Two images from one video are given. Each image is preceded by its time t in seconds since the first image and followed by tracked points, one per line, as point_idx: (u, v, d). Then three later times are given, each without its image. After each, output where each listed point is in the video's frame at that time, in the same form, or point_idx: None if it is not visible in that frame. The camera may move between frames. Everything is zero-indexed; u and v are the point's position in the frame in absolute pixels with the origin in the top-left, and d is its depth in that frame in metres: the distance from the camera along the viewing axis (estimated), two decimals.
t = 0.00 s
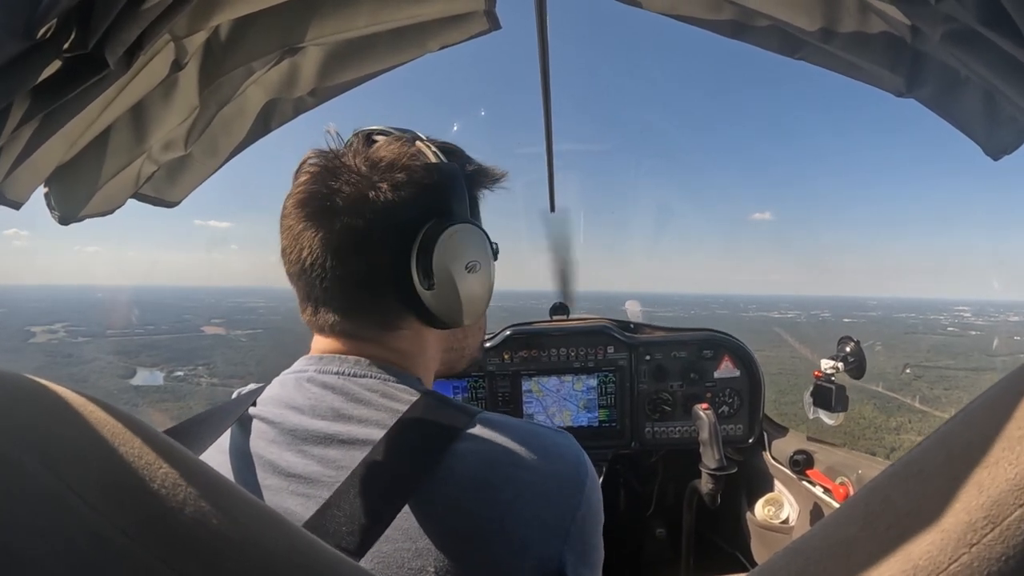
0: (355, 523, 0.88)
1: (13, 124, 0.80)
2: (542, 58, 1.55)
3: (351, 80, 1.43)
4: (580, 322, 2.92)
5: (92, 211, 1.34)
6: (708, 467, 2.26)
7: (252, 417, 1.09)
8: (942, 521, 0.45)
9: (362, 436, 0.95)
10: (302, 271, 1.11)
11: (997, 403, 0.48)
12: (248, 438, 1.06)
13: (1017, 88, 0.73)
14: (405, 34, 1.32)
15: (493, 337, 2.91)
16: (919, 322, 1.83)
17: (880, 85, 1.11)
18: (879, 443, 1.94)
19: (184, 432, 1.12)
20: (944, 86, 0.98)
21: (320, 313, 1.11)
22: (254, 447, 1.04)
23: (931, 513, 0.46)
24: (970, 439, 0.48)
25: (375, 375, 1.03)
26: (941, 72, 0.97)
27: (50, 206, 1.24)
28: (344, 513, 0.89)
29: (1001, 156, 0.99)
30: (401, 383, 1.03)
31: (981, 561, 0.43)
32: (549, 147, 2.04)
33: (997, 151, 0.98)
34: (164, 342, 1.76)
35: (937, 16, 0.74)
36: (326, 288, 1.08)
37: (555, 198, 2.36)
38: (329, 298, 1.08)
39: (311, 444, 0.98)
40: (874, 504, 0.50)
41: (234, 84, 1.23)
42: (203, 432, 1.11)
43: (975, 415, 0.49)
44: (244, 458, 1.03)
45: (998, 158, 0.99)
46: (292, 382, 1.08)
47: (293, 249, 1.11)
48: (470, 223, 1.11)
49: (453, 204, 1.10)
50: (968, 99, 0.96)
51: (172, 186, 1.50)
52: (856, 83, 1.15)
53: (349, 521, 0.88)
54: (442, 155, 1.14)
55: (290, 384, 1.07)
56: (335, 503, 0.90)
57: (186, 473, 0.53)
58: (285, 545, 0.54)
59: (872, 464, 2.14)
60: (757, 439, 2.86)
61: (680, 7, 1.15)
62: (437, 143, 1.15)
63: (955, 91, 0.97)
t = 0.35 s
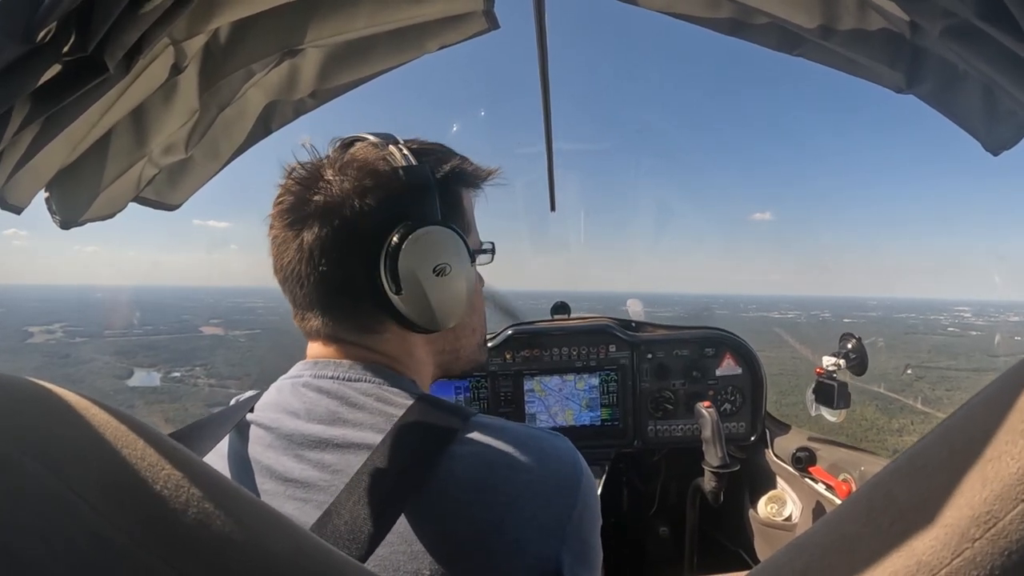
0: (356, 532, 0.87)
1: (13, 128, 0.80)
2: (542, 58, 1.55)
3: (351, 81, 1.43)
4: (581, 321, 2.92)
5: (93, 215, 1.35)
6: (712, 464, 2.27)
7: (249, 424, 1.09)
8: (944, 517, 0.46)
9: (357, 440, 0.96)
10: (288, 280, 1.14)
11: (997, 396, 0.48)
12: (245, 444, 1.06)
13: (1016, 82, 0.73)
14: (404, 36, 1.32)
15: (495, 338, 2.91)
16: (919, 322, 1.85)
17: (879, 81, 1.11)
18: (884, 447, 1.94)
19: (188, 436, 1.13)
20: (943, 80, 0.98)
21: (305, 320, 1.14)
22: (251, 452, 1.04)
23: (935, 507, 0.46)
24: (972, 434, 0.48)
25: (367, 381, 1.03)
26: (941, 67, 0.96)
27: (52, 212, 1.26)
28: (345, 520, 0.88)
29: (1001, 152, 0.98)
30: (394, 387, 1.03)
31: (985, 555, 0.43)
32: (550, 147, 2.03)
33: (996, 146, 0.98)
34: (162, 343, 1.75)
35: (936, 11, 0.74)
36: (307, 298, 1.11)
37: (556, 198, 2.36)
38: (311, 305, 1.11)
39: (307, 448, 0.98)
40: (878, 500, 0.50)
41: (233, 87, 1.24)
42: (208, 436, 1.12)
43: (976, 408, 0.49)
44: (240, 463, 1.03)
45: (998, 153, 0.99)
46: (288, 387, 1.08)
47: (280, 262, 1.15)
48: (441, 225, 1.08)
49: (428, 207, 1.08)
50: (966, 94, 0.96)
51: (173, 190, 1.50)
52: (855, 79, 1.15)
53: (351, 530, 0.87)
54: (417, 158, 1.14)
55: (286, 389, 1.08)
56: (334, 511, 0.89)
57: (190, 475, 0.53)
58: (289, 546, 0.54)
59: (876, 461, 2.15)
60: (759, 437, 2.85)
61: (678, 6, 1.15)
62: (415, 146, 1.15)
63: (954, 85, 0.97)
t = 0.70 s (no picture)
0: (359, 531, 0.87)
1: (13, 130, 0.80)
2: (543, 60, 1.55)
3: (351, 82, 1.43)
4: (582, 322, 2.92)
5: (94, 215, 1.35)
6: (712, 466, 2.27)
7: (258, 423, 1.09)
8: (945, 519, 0.46)
9: (369, 441, 0.95)
10: (302, 275, 1.13)
11: (997, 397, 0.48)
12: (254, 444, 1.06)
13: (1016, 83, 0.73)
14: (405, 37, 1.32)
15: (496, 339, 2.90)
16: (918, 322, 1.87)
17: (879, 82, 1.11)
18: (884, 448, 1.91)
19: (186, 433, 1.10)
20: (943, 81, 0.98)
21: (319, 317, 1.13)
22: (260, 453, 1.03)
23: (936, 510, 0.46)
24: (972, 436, 0.48)
25: (380, 381, 1.03)
26: (941, 68, 0.96)
27: (53, 213, 1.26)
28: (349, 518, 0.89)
29: (1002, 153, 0.98)
30: (408, 388, 1.03)
31: (986, 558, 0.44)
32: (550, 148, 2.03)
33: (997, 147, 0.99)
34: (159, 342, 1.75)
35: (936, 11, 0.74)
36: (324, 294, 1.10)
37: (558, 199, 2.36)
38: (326, 302, 1.10)
39: (317, 449, 0.97)
40: (879, 502, 0.50)
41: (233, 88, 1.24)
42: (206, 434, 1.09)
43: (977, 411, 0.49)
44: (251, 467, 1.02)
45: (999, 154, 0.99)
46: (298, 388, 1.08)
47: (294, 256, 1.14)
48: (462, 225, 1.10)
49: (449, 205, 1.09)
50: (966, 94, 0.95)
51: (174, 191, 1.50)
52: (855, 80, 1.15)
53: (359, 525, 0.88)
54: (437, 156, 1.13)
55: (296, 389, 1.08)
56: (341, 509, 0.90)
57: (190, 476, 0.53)
58: (288, 547, 0.54)
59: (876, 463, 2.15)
60: (760, 439, 2.85)
61: (678, 7, 1.15)
62: (433, 143, 1.15)
63: (954, 85, 0.97)
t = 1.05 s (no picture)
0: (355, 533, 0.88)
1: (24, 126, 0.79)
2: (551, 62, 1.55)
3: (359, 82, 1.43)
4: (587, 323, 2.93)
5: (103, 210, 1.34)
6: (717, 470, 2.27)
7: (263, 426, 1.07)
8: (948, 527, 0.46)
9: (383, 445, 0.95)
10: (317, 272, 1.11)
11: (1003, 407, 0.48)
12: (259, 450, 1.04)
13: (1022, 87, 0.74)
14: (412, 37, 1.32)
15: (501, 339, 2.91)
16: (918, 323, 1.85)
17: (887, 87, 1.12)
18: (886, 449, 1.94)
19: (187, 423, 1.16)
20: (952, 86, 0.98)
21: (335, 315, 1.11)
22: (269, 459, 1.01)
23: (940, 519, 0.46)
24: (975, 445, 0.48)
25: (396, 383, 1.03)
26: (949, 72, 0.97)
27: (60, 207, 1.24)
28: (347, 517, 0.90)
29: (1010, 159, 0.99)
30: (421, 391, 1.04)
31: (990, 566, 0.44)
32: (556, 150, 2.03)
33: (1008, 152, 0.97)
34: (157, 342, 1.75)
35: (946, 17, 0.75)
36: (344, 291, 1.07)
37: (564, 201, 2.36)
38: (344, 299, 1.08)
39: (333, 456, 0.96)
40: (882, 510, 0.51)
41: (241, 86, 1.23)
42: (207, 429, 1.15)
43: (981, 420, 0.49)
44: (256, 472, 1.01)
45: (1007, 160, 0.99)
46: (310, 390, 1.06)
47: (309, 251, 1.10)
48: (487, 224, 1.11)
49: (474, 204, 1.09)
50: (976, 100, 0.95)
51: (181, 187, 1.49)
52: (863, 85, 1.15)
53: (364, 523, 0.89)
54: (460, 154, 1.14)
55: (307, 391, 1.06)
56: (344, 513, 0.90)
57: (197, 472, 0.53)
58: (292, 546, 0.54)
59: (880, 469, 2.16)
60: (764, 442, 2.85)
61: (686, 9, 1.16)
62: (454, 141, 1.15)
63: (963, 91, 0.97)
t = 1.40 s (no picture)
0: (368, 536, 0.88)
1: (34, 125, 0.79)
2: (557, 61, 1.56)
3: (366, 82, 1.43)
4: (593, 323, 2.94)
5: (111, 209, 1.33)
6: (722, 469, 2.30)
7: (270, 436, 1.06)
8: (955, 526, 0.46)
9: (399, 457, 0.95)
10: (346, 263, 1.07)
11: (1007, 409, 0.49)
12: (268, 461, 1.03)
13: None
14: (420, 37, 1.32)
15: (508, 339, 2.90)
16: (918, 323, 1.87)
17: (895, 86, 1.12)
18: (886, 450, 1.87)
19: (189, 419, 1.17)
20: (959, 86, 0.98)
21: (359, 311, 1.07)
22: (279, 474, 1.00)
23: (945, 516, 0.47)
24: (978, 443, 0.49)
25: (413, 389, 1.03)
26: (956, 71, 0.97)
27: (68, 206, 1.22)
28: (360, 520, 0.90)
29: (1017, 158, 0.97)
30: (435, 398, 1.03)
31: (995, 564, 0.43)
32: (562, 149, 2.03)
33: (1015, 152, 0.96)
34: (155, 342, 1.73)
35: (954, 16, 0.75)
36: (374, 284, 1.04)
37: (570, 200, 2.36)
38: (377, 294, 1.04)
39: (349, 471, 0.96)
40: (889, 508, 0.51)
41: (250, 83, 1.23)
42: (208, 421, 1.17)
43: (985, 420, 0.51)
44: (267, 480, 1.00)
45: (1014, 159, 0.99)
46: (319, 398, 1.05)
47: (338, 240, 1.06)
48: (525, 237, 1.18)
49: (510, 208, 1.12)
50: (983, 100, 0.96)
51: (190, 185, 1.48)
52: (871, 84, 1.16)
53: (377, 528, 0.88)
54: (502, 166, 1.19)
55: (317, 401, 1.05)
56: (357, 517, 0.90)
57: (210, 466, 0.54)
58: (300, 543, 0.54)
59: (886, 469, 2.17)
60: (770, 442, 2.85)
61: (693, 7, 1.17)
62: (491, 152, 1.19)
63: (969, 92, 0.98)
